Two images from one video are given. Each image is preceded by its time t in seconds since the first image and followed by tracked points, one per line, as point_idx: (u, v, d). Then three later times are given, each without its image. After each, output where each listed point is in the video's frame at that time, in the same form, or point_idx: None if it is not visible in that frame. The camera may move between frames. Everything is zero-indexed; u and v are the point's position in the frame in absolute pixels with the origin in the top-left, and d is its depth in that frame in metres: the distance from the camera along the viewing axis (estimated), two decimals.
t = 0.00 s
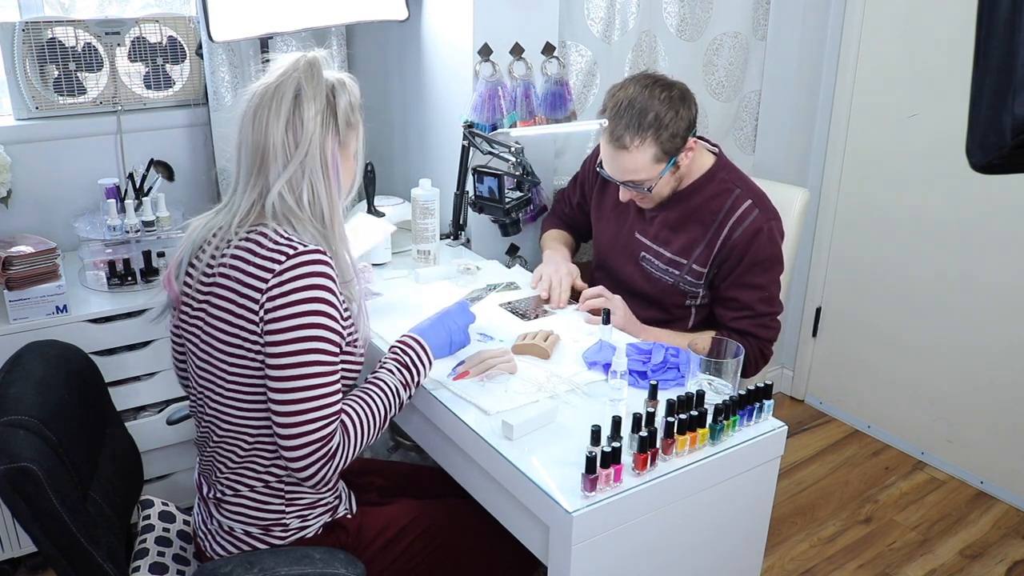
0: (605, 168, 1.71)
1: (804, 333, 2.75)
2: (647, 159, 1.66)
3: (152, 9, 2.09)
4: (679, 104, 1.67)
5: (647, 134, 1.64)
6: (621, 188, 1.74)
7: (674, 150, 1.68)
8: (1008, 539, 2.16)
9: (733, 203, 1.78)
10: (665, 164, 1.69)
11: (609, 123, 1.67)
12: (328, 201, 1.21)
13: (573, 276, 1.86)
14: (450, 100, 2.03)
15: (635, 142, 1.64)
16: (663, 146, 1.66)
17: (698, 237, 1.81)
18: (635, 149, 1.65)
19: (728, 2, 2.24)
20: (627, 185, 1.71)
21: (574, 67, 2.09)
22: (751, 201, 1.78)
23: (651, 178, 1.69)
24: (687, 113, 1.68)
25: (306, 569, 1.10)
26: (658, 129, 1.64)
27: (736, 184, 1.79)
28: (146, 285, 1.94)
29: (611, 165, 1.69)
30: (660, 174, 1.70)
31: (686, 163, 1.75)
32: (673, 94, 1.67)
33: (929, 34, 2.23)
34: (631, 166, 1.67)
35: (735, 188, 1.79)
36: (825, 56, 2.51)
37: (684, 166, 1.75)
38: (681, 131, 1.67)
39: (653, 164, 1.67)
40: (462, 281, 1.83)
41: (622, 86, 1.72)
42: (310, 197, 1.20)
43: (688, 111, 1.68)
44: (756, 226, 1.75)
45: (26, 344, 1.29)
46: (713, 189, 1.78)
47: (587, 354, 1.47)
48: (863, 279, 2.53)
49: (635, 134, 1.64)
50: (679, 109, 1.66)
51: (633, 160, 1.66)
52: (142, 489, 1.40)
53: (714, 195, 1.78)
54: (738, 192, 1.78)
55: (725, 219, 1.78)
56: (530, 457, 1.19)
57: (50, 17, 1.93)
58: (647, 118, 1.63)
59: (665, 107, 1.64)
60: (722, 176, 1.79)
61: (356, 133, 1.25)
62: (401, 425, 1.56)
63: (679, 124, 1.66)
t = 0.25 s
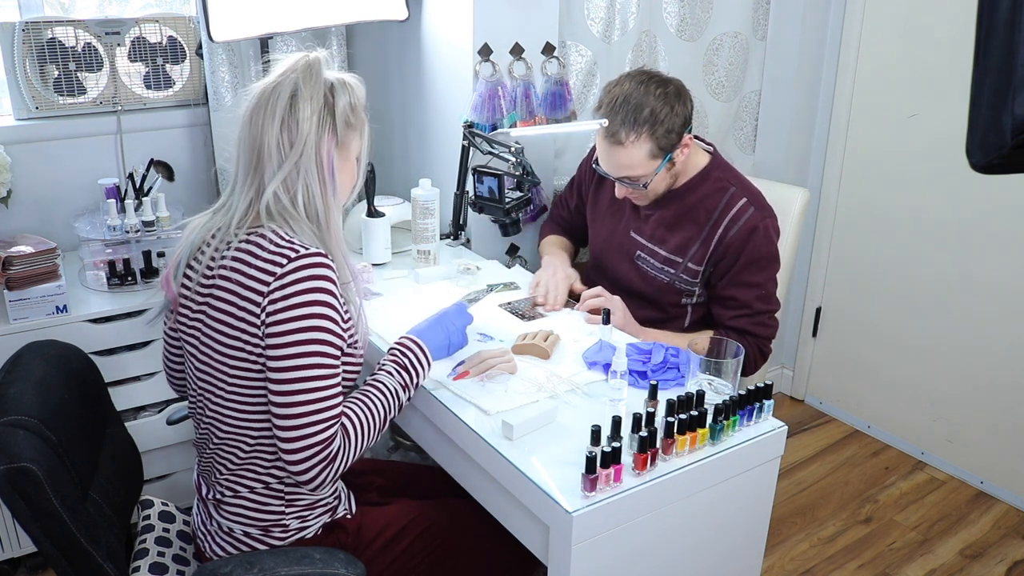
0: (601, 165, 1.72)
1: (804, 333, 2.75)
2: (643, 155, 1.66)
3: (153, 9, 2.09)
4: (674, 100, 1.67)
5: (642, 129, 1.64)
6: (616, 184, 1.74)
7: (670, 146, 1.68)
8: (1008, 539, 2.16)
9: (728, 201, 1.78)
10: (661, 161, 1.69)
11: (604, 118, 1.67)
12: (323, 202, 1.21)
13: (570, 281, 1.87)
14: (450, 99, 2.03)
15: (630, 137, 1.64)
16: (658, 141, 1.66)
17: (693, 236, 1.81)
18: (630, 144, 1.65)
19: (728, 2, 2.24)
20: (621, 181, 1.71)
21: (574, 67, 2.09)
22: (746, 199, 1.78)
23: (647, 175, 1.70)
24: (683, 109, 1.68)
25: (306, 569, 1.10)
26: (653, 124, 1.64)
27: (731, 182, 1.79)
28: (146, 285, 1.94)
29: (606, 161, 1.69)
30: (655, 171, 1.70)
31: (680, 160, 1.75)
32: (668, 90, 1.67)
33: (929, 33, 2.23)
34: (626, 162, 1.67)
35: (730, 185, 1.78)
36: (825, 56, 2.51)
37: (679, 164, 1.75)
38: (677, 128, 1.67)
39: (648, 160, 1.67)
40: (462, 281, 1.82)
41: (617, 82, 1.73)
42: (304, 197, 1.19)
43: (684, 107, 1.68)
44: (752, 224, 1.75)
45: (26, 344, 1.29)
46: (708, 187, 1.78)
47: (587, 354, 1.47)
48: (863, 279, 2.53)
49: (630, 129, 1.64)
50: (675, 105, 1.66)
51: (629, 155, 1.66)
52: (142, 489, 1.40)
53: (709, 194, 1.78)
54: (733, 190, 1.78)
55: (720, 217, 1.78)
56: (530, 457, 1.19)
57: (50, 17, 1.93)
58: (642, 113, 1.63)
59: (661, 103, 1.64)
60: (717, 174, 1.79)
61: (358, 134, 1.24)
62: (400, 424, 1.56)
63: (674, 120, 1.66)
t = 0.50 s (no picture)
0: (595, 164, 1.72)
1: (804, 333, 2.75)
2: (636, 154, 1.66)
3: (153, 9, 2.09)
4: (669, 100, 1.67)
5: (636, 129, 1.64)
6: (611, 184, 1.75)
7: (664, 146, 1.68)
8: (1008, 539, 2.16)
9: (725, 201, 1.78)
10: (655, 161, 1.68)
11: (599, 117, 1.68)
12: (318, 203, 1.20)
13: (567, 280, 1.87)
14: (450, 99, 2.03)
15: (623, 136, 1.65)
16: (652, 141, 1.66)
17: (690, 236, 1.81)
18: (624, 143, 1.65)
19: (728, 2, 2.24)
20: (616, 181, 1.71)
21: (574, 67, 2.09)
22: (743, 199, 1.78)
23: (640, 175, 1.70)
24: (678, 110, 1.68)
25: (306, 569, 1.10)
26: (647, 125, 1.64)
27: (728, 182, 1.79)
28: (146, 285, 1.94)
29: (600, 159, 1.69)
30: (649, 171, 1.69)
31: (675, 161, 1.74)
32: (663, 91, 1.67)
33: (930, 33, 2.23)
34: (620, 161, 1.67)
35: (727, 185, 1.78)
36: (825, 56, 2.51)
37: (674, 165, 1.75)
38: (671, 128, 1.67)
39: (641, 159, 1.67)
40: (462, 281, 1.82)
41: (614, 81, 1.73)
42: (300, 197, 1.19)
43: (679, 108, 1.68)
44: (749, 224, 1.75)
45: (26, 344, 1.29)
46: (706, 187, 1.78)
47: (587, 354, 1.47)
48: (863, 279, 2.53)
49: (623, 128, 1.64)
50: (669, 106, 1.66)
51: (622, 154, 1.66)
52: (142, 489, 1.40)
53: (706, 194, 1.78)
54: (730, 190, 1.78)
55: (717, 218, 1.78)
56: (530, 457, 1.19)
57: (50, 17, 1.93)
58: (636, 113, 1.64)
59: (655, 103, 1.65)
60: (714, 174, 1.79)
61: (359, 135, 1.24)
62: (400, 425, 1.56)
63: (668, 120, 1.66)
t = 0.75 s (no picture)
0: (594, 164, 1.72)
1: (804, 333, 2.75)
2: (635, 154, 1.66)
3: (153, 9, 2.09)
4: (669, 101, 1.67)
5: (636, 128, 1.64)
6: (609, 183, 1.74)
7: (663, 147, 1.68)
8: (1008, 539, 2.16)
9: (724, 202, 1.78)
10: (654, 161, 1.68)
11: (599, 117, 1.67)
12: (318, 205, 1.20)
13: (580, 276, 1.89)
14: (450, 100, 2.03)
15: (623, 135, 1.65)
16: (651, 141, 1.66)
17: (689, 236, 1.81)
18: (623, 143, 1.65)
19: (728, 2, 2.24)
20: (614, 180, 1.71)
21: (574, 67, 2.09)
22: (742, 199, 1.77)
23: (640, 175, 1.69)
24: (678, 111, 1.68)
25: (306, 569, 1.10)
26: (647, 125, 1.64)
27: (727, 182, 1.79)
28: (146, 285, 1.94)
29: (599, 158, 1.69)
30: (649, 170, 1.69)
31: (675, 161, 1.74)
32: (664, 91, 1.67)
33: (930, 33, 2.22)
34: (619, 160, 1.67)
35: (726, 185, 1.78)
36: (825, 56, 2.51)
37: (672, 166, 1.75)
38: (671, 129, 1.67)
39: (641, 159, 1.67)
40: (462, 281, 1.82)
41: (615, 81, 1.73)
42: (299, 197, 1.19)
43: (679, 109, 1.68)
44: (747, 224, 1.75)
45: (26, 344, 1.29)
46: (705, 187, 1.78)
47: (587, 354, 1.47)
48: (864, 279, 2.53)
49: (623, 127, 1.64)
50: (670, 106, 1.66)
51: (621, 154, 1.66)
52: (142, 489, 1.40)
53: (706, 194, 1.78)
54: (730, 190, 1.78)
55: (717, 218, 1.78)
56: (530, 458, 1.19)
57: (50, 17, 1.93)
58: (636, 113, 1.64)
59: (656, 103, 1.65)
60: (714, 174, 1.79)
61: (362, 136, 1.24)
62: (401, 425, 1.56)
63: (668, 121, 1.66)
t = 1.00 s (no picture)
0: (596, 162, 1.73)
1: (804, 334, 2.75)
2: (637, 153, 1.66)
3: (153, 9, 2.09)
4: (671, 100, 1.66)
5: (637, 128, 1.65)
6: (612, 182, 1.74)
7: (665, 146, 1.68)
8: (1008, 539, 2.16)
9: (726, 200, 1.78)
10: (656, 160, 1.69)
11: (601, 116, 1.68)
12: (318, 206, 1.20)
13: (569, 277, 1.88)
14: (450, 100, 2.03)
15: (625, 135, 1.65)
16: (653, 140, 1.66)
17: (691, 235, 1.81)
18: (626, 142, 1.66)
19: (728, 2, 2.24)
20: (617, 179, 1.71)
21: (574, 67, 2.10)
22: (743, 197, 1.78)
23: (642, 173, 1.70)
24: (680, 108, 1.68)
25: (306, 569, 1.10)
26: (649, 124, 1.64)
27: (729, 181, 1.79)
28: (146, 285, 1.94)
29: (602, 158, 1.70)
30: (651, 170, 1.69)
31: (677, 160, 1.74)
32: (665, 89, 1.67)
33: (930, 33, 2.22)
34: (621, 159, 1.67)
35: (727, 184, 1.79)
36: (825, 56, 2.51)
37: (675, 163, 1.75)
38: (673, 127, 1.67)
39: (643, 158, 1.67)
40: (462, 281, 1.83)
41: (616, 80, 1.72)
42: (299, 197, 1.19)
43: (681, 106, 1.68)
44: (750, 222, 1.75)
45: (26, 344, 1.29)
46: (706, 185, 1.78)
47: (587, 354, 1.47)
48: (864, 279, 2.53)
49: (625, 127, 1.64)
50: (671, 105, 1.66)
51: (624, 153, 1.66)
52: (142, 489, 1.40)
53: (707, 193, 1.78)
54: (731, 189, 1.78)
55: (718, 217, 1.78)
56: (530, 457, 1.19)
57: (50, 17, 1.93)
58: (638, 112, 1.64)
59: (657, 101, 1.65)
60: (715, 173, 1.79)
61: (365, 137, 1.23)
62: (401, 425, 1.56)
63: (670, 119, 1.66)
